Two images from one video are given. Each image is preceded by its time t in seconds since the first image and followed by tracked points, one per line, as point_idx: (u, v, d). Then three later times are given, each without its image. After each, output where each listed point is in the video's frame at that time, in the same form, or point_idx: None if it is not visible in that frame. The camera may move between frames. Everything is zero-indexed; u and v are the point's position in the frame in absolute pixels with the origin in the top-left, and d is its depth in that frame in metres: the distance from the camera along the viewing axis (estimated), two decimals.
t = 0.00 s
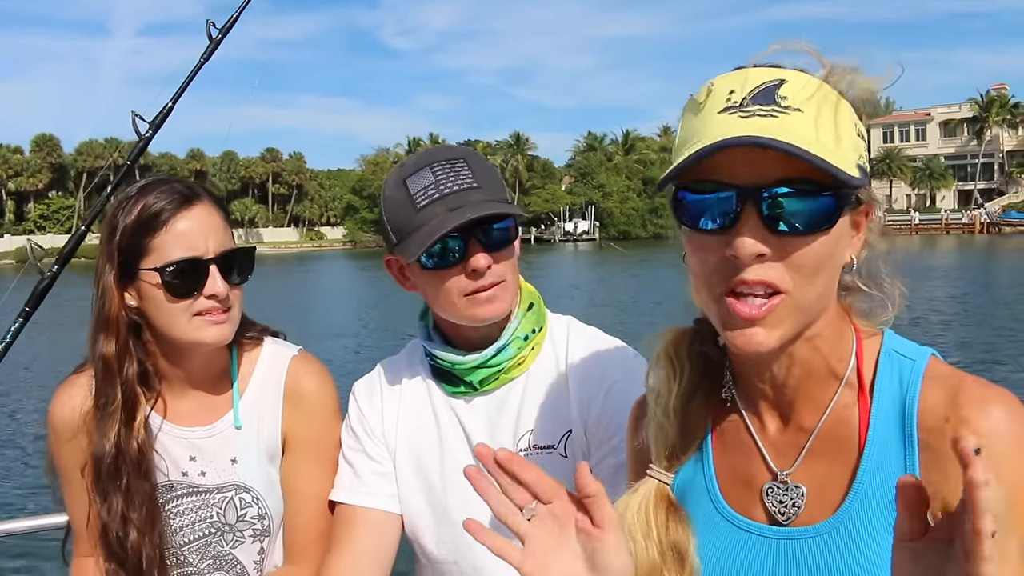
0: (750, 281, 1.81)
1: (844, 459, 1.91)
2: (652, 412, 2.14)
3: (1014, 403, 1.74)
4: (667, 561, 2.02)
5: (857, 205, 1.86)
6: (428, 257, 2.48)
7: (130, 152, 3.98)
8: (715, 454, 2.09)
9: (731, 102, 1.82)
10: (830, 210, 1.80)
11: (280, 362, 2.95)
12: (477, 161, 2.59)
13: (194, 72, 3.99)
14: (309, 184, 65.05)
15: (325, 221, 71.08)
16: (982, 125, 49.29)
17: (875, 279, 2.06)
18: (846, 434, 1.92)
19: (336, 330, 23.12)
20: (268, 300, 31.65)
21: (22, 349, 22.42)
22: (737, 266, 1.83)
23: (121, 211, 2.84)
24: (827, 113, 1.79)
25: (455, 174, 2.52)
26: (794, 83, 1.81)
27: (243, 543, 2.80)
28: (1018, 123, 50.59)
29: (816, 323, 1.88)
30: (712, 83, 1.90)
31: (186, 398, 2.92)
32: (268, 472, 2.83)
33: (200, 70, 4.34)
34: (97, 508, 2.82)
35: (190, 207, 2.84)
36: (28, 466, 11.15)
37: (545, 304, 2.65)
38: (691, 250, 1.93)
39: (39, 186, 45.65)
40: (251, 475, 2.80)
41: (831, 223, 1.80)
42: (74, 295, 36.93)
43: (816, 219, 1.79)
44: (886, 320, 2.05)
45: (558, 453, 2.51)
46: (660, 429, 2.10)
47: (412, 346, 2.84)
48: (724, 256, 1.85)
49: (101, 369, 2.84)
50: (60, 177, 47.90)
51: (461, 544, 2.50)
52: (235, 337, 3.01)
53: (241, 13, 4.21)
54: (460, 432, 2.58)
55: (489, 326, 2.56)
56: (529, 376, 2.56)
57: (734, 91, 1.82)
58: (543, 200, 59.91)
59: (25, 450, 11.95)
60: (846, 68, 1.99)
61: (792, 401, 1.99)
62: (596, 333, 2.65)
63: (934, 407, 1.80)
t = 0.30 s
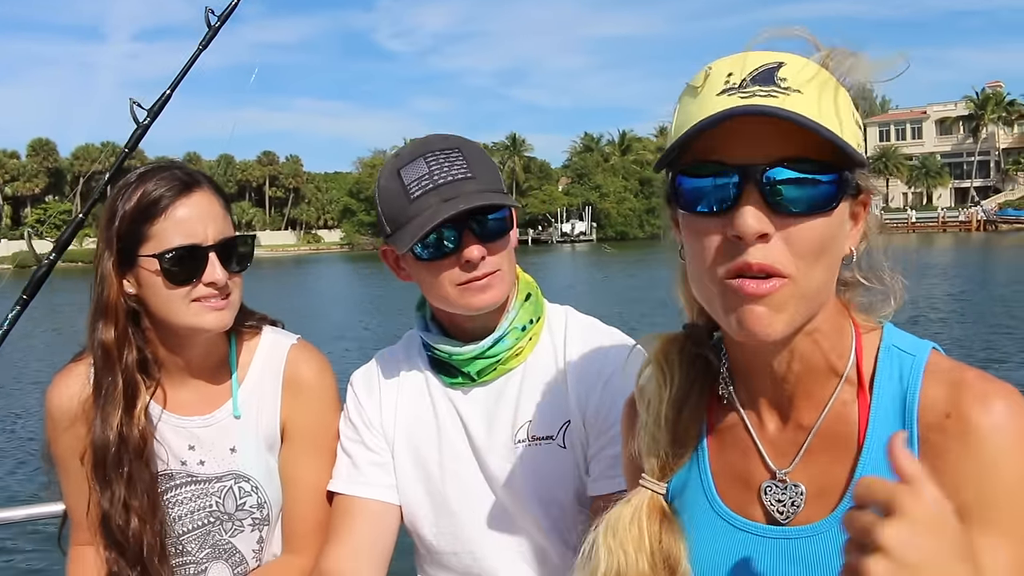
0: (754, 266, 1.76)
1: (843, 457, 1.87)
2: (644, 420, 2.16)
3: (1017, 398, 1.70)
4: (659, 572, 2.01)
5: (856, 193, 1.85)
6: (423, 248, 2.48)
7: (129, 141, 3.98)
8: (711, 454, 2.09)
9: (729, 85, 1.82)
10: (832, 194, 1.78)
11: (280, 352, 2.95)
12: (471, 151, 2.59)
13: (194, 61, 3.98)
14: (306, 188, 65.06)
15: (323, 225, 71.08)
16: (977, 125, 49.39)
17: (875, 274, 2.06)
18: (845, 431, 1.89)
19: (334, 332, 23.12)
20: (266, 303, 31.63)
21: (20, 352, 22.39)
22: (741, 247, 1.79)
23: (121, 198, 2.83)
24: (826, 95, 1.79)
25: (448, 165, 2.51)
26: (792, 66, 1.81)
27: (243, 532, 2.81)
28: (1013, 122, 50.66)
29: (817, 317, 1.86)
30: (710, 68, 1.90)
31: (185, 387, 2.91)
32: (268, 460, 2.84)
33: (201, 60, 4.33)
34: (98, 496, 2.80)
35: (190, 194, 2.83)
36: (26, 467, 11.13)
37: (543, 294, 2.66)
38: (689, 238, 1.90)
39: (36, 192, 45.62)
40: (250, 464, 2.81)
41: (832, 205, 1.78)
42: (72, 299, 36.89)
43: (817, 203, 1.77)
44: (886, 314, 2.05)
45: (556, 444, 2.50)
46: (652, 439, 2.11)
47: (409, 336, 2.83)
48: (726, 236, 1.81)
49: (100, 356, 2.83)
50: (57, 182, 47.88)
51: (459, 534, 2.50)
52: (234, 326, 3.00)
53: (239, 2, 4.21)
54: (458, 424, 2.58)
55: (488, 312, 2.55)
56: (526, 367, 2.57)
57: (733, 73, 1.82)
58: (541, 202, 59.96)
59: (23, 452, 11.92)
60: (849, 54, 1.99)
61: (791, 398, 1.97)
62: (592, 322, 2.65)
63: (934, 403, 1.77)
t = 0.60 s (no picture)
0: (767, 272, 1.76)
1: (843, 470, 1.87)
2: (642, 430, 2.16)
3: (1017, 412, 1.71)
4: None
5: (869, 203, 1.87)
6: (419, 252, 2.48)
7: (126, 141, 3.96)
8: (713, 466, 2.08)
9: (743, 88, 1.81)
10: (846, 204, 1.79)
11: (276, 353, 2.93)
12: (466, 154, 2.58)
13: (192, 60, 3.96)
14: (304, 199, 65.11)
15: (320, 236, 71.07)
16: (974, 135, 49.55)
17: (882, 284, 2.05)
18: (846, 444, 1.88)
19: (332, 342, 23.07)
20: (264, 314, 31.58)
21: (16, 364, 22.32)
22: (751, 257, 1.79)
23: (117, 196, 2.82)
24: (841, 102, 1.80)
25: (443, 168, 2.50)
26: (808, 72, 1.82)
27: (241, 534, 2.80)
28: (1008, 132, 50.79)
29: (823, 329, 1.86)
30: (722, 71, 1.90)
31: (183, 390, 2.90)
32: (264, 462, 2.82)
33: (198, 59, 4.31)
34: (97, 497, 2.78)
35: (186, 194, 2.83)
36: (22, 477, 11.07)
37: (540, 298, 2.65)
38: (693, 242, 1.89)
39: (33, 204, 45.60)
40: (247, 465, 2.79)
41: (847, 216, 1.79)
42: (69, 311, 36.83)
43: (828, 213, 1.78)
44: (897, 324, 2.02)
45: (554, 449, 2.48)
46: (648, 450, 2.12)
47: (406, 341, 2.82)
48: (738, 246, 1.80)
49: (98, 358, 2.81)
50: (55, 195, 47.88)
51: (457, 538, 2.49)
52: (230, 327, 2.99)
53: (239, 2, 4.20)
54: (456, 431, 2.57)
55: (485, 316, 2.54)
56: (524, 371, 2.56)
57: (748, 76, 1.82)
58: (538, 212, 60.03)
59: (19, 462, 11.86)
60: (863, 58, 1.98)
61: (794, 410, 1.96)
62: (591, 328, 2.63)
63: (933, 416, 1.77)
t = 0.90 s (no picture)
0: (775, 296, 1.75)
1: (851, 464, 1.87)
2: (655, 419, 2.07)
3: None
4: None
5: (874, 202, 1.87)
6: (419, 257, 2.47)
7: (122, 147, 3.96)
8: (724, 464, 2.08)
9: (739, 104, 1.82)
10: (851, 210, 1.76)
11: (273, 358, 2.92)
12: (467, 159, 2.58)
13: (188, 67, 3.96)
14: (302, 205, 65.09)
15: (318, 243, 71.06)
16: (971, 139, 49.62)
17: (891, 275, 2.05)
18: (857, 439, 1.88)
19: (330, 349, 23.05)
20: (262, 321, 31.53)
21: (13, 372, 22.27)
22: (761, 278, 1.77)
23: (114, 202, 2.81)
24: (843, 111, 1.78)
25: (443, 174, 2.51)
26: (807, 83, 1.80)
27: (239, 539, 2.80)
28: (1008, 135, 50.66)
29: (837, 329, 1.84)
30: (719, 82, 1.90)
31: (180, 396, 2.89)
32: (262, 467, 2.81)
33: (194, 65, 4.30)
34: (95, 503, 2.77)
35: (183, 200, 2.82)
36: (19, 486, 11.04)
37: (538, 302, 2.65)
38: (705, 259, 1.88)
39: (31, 212, 45.56)
40: (245, 471, 2.78)
41: (850, 225, 1.75)
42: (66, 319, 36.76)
43: (831, 221, 1.75)
44: (899, 320, 2.03)
45: (553, 455, 2.48)
46: (667, 439, 2.03)
47: (405, 346, 2.83)
48: (746, 268, 1.79)
49: (96, 364, 2.81)
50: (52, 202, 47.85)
51: (456, 544, 2.48)
52: (227, 333, 2.99)
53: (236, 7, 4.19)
54: (456, 436, 2.56)
55: (483, 322, 2.54)
56: (523, 375, 2.55)
57: (744, 90, 1.82)
58: (536, 218, 60.02)
59: (16, 470, 11.82)
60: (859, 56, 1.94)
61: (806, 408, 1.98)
62: (589, 331, 2.64)
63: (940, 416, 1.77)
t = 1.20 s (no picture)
0: (779, 288, 1.79)
1: (859, 456, 1.87)
2: (673, 397, 2.12)
3: None
4: (680, 548, 2.01)
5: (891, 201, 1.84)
6: (415, 260, 2.47)
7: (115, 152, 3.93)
8: (730, 452, 2.07)
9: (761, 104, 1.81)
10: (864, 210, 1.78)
11: (268, 362, 2.92)
12: (464, 163, 2.58)
13: (181, 72, 3.94)
14: (297, 202, 64.96)
15: (313, 239, 70.90)
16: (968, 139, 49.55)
17: (904, 274, 2.03)
18: (863, 432, 1.88)
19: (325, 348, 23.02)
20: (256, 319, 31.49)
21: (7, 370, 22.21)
22: (768, 269, 1.81)
23: (107, 208, 2.81)
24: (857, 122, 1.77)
25: (441, 177, 2.51)
26: (829, 84, 1.79)
27: (234, 544, 2.78)
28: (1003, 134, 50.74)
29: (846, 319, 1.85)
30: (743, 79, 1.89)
31: (175, 401, 2.88)
32: (257, 471, 2.81)
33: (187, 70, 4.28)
34: (89, 508, 2.79)
35: (175, 205, 2.81)
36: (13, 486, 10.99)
37: (534, 306, 2.65)
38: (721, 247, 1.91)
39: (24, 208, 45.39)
40: (240, 475, 2.78)
41: (863, 224, 1.78)
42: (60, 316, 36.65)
43: (849, 220, 1.77)
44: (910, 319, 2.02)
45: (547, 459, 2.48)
46: (681, 416, 2.09)
47: (400, 348, 2.82)
48: (754, 257, 1.83)
49: (93, 368, 2.80)
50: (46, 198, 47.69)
51: (450, 548, 2.48)
52: (220, 337, 2.98)
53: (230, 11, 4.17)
54: (451, 440, 2.56)
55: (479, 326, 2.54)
56: (518, 379, 2.56)
57: (766, 89, 1.81)
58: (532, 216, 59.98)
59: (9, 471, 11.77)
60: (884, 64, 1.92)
61: (816, 399, 1.96)
62: (585, 335, 2.63)
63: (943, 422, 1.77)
